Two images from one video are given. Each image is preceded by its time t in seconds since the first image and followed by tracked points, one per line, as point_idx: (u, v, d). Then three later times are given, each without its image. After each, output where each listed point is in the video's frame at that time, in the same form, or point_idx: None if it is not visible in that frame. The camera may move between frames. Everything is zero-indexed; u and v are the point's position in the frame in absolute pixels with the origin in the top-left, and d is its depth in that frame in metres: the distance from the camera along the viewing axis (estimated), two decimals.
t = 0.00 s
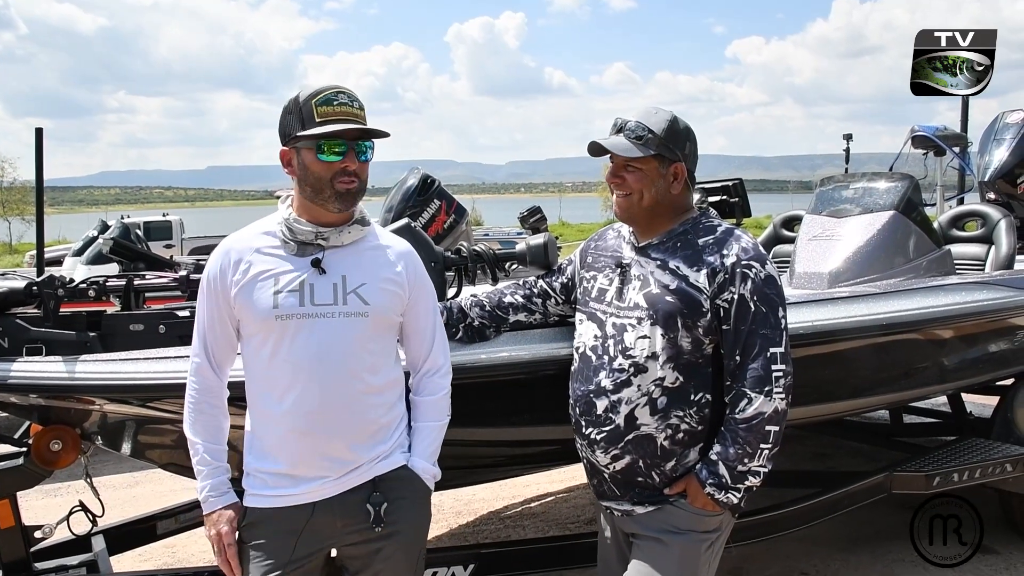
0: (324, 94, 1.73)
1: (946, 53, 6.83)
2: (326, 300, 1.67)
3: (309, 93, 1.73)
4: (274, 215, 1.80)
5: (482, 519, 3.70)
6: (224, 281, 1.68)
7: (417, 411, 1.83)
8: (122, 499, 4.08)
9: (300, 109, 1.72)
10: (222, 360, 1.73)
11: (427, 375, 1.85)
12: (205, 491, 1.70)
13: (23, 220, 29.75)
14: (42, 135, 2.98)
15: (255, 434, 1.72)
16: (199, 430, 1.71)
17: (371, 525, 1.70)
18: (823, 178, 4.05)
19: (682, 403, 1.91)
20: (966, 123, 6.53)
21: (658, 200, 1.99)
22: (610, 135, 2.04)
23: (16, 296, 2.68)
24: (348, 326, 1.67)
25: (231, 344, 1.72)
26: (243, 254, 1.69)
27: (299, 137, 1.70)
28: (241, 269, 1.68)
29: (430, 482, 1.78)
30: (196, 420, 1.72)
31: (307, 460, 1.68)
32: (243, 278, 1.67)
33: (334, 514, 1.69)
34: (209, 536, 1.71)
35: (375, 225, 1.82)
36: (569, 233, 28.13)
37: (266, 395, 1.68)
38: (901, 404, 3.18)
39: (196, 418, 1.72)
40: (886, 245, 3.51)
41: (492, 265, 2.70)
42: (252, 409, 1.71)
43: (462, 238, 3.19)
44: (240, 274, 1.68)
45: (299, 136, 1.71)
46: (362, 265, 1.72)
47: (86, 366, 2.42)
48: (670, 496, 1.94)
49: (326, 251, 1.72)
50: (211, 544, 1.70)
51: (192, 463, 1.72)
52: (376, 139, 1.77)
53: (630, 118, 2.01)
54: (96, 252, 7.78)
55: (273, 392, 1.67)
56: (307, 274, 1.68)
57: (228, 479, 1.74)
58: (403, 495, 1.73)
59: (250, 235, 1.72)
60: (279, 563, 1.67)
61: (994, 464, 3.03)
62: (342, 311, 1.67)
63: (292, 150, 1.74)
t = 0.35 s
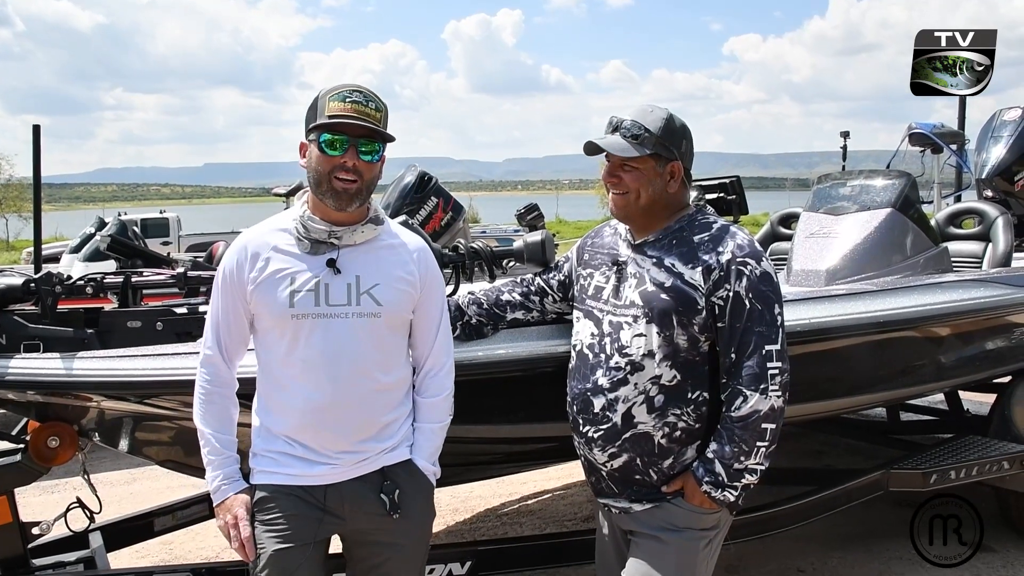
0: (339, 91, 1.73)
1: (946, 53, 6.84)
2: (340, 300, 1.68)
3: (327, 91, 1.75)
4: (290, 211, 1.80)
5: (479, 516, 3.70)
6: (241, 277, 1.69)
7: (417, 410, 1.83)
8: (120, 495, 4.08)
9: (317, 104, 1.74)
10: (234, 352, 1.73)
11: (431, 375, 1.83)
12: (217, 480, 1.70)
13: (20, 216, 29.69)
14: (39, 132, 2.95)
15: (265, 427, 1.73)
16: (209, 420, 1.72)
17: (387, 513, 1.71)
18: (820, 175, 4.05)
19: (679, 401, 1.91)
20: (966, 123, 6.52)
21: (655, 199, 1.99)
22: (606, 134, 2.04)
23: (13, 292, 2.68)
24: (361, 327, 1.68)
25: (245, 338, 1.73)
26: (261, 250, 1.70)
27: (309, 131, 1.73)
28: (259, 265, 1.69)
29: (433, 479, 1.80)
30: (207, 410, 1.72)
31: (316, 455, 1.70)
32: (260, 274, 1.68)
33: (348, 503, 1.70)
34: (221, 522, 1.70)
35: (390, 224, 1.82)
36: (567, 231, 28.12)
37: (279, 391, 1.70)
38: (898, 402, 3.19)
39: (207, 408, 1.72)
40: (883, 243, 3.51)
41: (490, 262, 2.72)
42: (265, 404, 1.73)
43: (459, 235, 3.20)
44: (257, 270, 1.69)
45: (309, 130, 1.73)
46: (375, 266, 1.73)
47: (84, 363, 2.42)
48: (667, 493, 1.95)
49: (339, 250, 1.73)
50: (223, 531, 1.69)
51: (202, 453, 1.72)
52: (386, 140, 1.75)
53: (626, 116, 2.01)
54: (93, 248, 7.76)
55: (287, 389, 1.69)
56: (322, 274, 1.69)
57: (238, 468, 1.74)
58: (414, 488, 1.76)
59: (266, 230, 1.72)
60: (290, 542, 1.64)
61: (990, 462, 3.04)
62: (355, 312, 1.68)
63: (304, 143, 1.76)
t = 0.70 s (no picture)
0: (358, 93, 1.73)
1: (946, 53, 6.84)
2: (336, 300, 1.68)
3: (343, 92, 1.75)
4: (292, 208, 1.79)
5: (478, 514, 3.70)
6: (241, 271, 1.68)
7: (410, 420, 1.83)
8: (120, 493, 4.08)
9: (333, 104, 1.74)
10: (234, 344, 1.71)
11: (425, 384, 1.84)
12: (219, 476, 1.68)
13: (19, 215, 29.68)
14: (38, 130, 2.96)
15: (259, 423, 1.73)
16: (211, 413, 1.69)
17: (383, 511, 1.72)
18: (819, 173, 4.05)
19: (678, 400, 1.91)
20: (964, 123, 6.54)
21: (656, 198, 1.99)
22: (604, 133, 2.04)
23: (13, 291, 2.62)
24: (355, 327, 1.68)
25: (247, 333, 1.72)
26: (263, 243, 1.70)
27: (324, 131, 1.73)
28: (259, 258, 1.69)
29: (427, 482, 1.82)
30: (208, 404, 1.69)
31: (307, 453, 1.70)
32: (259, 267, 1.68)
33: (344, 502, 1.69)
34: (225, 522, 1.69)
35: (392, 227, 1.82)
36: (566, 229, 28.12)
37: (271, 386, 1.70)
38: (897, 399, 3.19)
39: (209, 402, 1.69)
40: (882, 241, 3.51)
41: (489, 260, 2.71)
42: (258, 399, 1.73)
43: (458, 233, 3.20)
44: (257, 263, 1.68)
45: (324, 130, 1.73)
46: (374, 267, 1.73)
47: (83, 361, 2.42)
48: (666, 491, 1.95)
49: (340, 250, 1.73)
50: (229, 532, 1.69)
51: (203, 447, 1.70)
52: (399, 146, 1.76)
53: (625, 114, 2.01)
54: (92, 246, 7.75)
55: (278, 384, 1.69)
56: (321, 272, 1.69)
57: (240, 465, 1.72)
58: (409, 486, 1.77)
59: (270, 226, 1.72)
60: (304, 551, 1.66)
61: (989, 460, 3.05)
62: (350, 312, 1.68)
63: (316, 142, 1.75)
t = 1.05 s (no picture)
0: (348, 90, 1.74)
1: (946, 53, 6.84)
2: (350, 298, 1.68)
3: (332, 89, 1.75)
4: (292, 208, 1.78)
5: (478, 511, 3.71)
6: (247, 276, 1.65)
7: (422, 411, 1.85)
8: (120, 491, 4.09)
9: (323, 102, 1.74)
10: (240, 350, 1.68)
11: (432, 374, 1.86)
12: (233, 487, 1.66)
13: (18, 212, 29.67)
14: (38, 128, 2.96)
15: (274, 430, 1.71)
16: (219, 424, 1.66)
17: (401, 508, 1.73)
18: (819, 170, 4.05)
19: (677, 399, 1.91)
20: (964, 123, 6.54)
21: (656, 197, 1.99)
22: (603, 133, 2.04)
23: (12, 288, 2.70)
24: (372, 323, 1.69)
25: (251, 336, 1.68)
26: (267, 249, 1.67)
27: (316, 130, 1.72)
28: (266, 264, 1.66)
29: (443, 473, 1.85)
30: (215, 415, 1.66)
31: (329, 453, 1.69)
32: (268, 272, 1.66)
33: (365, 503, 1.70)
34: (238, 533, 1.69)
35: (392, 224, 1.83)
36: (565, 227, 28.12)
37: (289, 390, 1.68)
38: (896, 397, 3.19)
39: (216, 413, 1.66)
40: (881, 239, 3.51)
41: (489, 258, 2.69)
42: (272, 406, 1.71)
43: (458, 231, 3.20)
44: (265, 269, 1.66)
45: (316, 130, 1.72)
46: (380, 264, 1.74)
47: (82, 359, 2.42)
48: (665, 490, 1.95)
49: (347, 247, 1.73)
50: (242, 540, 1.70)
51: (215, 461, 1.67)
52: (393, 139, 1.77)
53: (625, 113, 2.01)
54: (92, 245, 7.75)
55: (297, 388, 1.67)
56: (331, 272, 1.69)
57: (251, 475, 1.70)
58: (424, 481, 1.78)
59: (271, 230, 1.70)
60: (317, 566, 1.68)
61: (988, 458, 3.05)
62: (366, 309, 1.69)
63: (310, 142, 1.75)
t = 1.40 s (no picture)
0: (347, 86, 1.74)
1: (946, 53, 6.84)
2: (349, 295, 1.68)
3: (332, 87, 1.75)
4: (292, 207, 1.78)
5: (478, 509, 3.71)
6: (248, 274, 1.65)
7: (422, 410, 1.85)
8: (120, 489, 4.09)
9: (323, 100, 1.73)
10: (241, 349, 1.67)
11: (432, 371, 1.86)
12: (240, 484, 1.66)
13: (18, 211, 29.67)
14: (37, 127, 2.97)
15: (276, 427, 1.71)
16: (222, 422, 1.65)
17: (404, 506, 1.74)
18: (819, 168, 4.05)
19: (677, 397, 1.91)
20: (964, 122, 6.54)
21: (678, 189, 2.01)
22: (613, 133, 1.99)
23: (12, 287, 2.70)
24: (372, 320, 1.69)
25: (251, 335, 1.68)
26: (267, 247, 1.67)
27: (320, 127, 1.71)
28: (266, 262, 1.66)
29: (444, 471, 1.85)
30: (219, 413, 1.66)
31: (332, 450, 1.69)
32: (268, 271, 1.66)
33: (368, 502, 1.71)
34: (246, 530, 1.69)
35: (391, 221, 1.83)
36: (565, 225, 28.12)
37: (290, 388, 1.68)
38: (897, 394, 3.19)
39: (220, 412, 1.66)
40: (881, 236, 3.51)
41: (489, 256, 2.69)
42: (273, 404, 1.71)
43: (458, 229, 3.20)
44: (265, 267, 1.66)
45: (322, 126, 1.71)
46: (380, 261, 1.74)
47: (82, 357, 2.42)
48: (665, 487, 1.95)
49: (346, 245, 1.73)
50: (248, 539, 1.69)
51: (221, 458, 1.66)
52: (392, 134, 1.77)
53: (628, 111, 1.98)
54: (91, 243, 7.74)
55: (298, 385, 1.67)
56: (330, 270, 1.69)
57: (258, 473, 1.69)
58: (426, 479, 1.79)
59: (270, 229, 1.70)
60: (323, 561, 1.68)
61: (988, 455, 3.05)
62: (366, 306, 1.69)
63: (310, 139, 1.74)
